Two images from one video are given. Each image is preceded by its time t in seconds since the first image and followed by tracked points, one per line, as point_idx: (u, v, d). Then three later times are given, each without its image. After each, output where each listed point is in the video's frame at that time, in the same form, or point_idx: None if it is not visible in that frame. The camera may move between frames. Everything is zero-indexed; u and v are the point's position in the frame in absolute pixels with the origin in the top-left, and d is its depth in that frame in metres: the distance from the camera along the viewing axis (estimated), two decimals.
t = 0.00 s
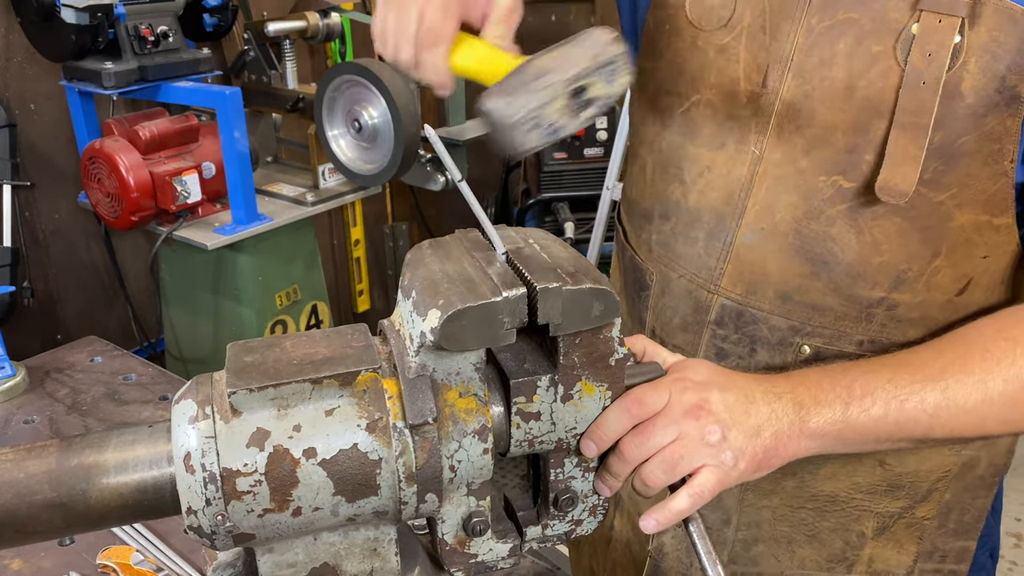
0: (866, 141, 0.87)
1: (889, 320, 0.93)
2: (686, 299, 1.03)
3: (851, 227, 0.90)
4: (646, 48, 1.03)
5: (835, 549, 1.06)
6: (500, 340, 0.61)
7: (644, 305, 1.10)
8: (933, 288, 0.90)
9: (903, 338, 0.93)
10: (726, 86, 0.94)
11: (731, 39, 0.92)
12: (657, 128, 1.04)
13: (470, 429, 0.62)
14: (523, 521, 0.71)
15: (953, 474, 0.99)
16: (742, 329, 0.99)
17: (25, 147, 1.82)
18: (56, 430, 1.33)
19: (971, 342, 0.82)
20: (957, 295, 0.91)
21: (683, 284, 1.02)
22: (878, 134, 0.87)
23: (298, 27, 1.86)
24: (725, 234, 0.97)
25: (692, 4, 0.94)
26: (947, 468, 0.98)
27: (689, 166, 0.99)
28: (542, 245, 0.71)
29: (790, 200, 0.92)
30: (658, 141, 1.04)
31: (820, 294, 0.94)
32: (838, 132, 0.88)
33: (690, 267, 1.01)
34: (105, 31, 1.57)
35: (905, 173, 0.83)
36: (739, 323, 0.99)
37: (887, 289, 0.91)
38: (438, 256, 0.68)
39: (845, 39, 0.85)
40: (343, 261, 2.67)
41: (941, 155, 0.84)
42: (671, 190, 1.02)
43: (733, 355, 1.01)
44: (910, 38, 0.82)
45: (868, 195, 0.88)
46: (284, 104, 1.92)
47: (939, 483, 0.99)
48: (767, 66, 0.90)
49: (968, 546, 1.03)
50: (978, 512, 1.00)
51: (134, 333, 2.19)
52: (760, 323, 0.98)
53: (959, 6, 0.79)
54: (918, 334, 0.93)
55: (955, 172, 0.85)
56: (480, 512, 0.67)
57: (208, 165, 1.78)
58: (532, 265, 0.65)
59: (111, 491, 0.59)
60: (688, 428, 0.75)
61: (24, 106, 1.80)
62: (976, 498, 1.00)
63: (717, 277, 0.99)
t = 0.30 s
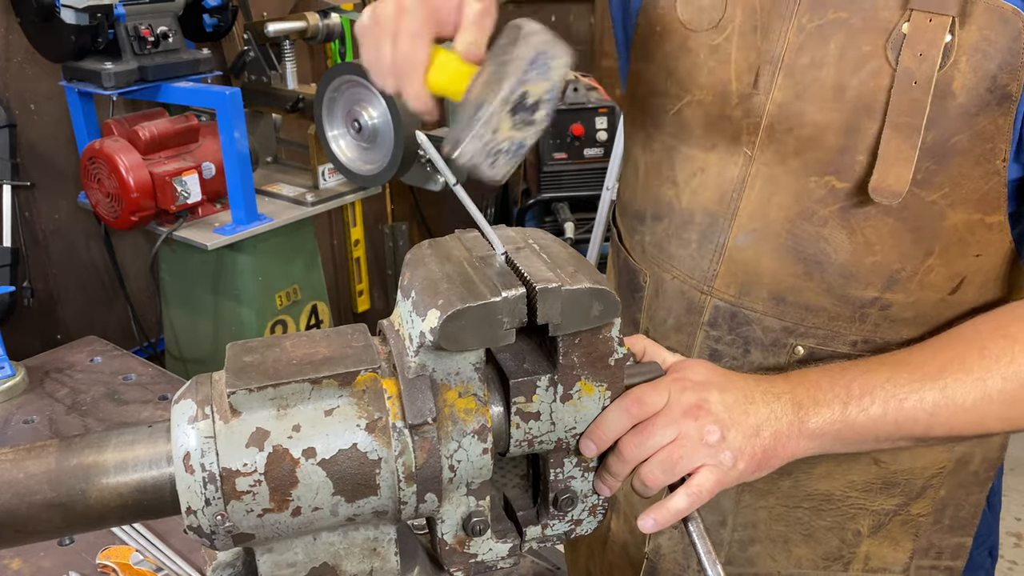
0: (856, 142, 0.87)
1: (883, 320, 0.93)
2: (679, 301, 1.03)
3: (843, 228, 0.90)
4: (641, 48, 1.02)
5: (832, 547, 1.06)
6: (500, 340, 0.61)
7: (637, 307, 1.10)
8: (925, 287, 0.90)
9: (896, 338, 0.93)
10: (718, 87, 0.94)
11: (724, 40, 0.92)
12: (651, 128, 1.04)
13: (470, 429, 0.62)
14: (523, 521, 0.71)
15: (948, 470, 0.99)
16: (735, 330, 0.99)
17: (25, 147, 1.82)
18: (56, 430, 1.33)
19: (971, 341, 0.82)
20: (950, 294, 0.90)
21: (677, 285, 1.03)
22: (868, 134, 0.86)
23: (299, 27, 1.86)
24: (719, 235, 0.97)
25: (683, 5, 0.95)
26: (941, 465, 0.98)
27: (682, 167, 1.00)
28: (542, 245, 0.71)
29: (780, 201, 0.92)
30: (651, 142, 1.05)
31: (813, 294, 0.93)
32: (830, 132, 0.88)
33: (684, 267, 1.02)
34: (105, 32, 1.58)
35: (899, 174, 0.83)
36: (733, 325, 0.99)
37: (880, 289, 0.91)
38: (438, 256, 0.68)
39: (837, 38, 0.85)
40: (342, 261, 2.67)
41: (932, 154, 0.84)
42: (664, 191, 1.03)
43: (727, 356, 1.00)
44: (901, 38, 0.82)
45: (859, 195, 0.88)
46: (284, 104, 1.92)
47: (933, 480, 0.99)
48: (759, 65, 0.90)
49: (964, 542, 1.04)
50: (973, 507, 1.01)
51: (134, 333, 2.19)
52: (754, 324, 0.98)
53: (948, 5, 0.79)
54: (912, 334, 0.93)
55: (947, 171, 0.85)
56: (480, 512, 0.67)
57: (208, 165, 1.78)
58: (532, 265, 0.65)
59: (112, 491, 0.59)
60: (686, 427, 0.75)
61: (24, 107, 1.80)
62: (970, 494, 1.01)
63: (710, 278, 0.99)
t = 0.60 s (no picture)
0: (848, 141, 0.87)
1: (877, 321, 0.93)
2: (672, 300, 1.04)
3: (835, 227, 0.90)
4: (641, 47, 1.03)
5: (828, 549, 1.06)
6: (500, 340, 0.61)
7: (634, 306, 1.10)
8: (920, 286, 0.90)
9: (892, 339, 0.93)
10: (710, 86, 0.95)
11: (720, 38, 0.93)
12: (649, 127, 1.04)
13: (470, 429, 0.62)
14: (523, 521, 0.71)
15: (945, 472, 0.99)
16: (729, 330, 0.99)
17: (25, 147, 1.83)
18: (56, 430, 1.33)
19: (974, 343, 0.82)
20: (945, 295, 0.90)
21: (671, 284, 1.03)
22: (861, 132, 0.86)
23: (299, 27, 1.87)
24: (713, 232, 0.97)
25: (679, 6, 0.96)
26: (939, 467, 0.98)
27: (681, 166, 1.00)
28: (542, 245, 0.71)
29: (773, 201, 0.92)
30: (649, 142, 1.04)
31: (806, 294, 0.94)
32: (824, 130, 0.87)
33: (678, 267, 1.02)
34: (105, 32, 1.58)
35: (890, 171, 0.82)
36: (726, 324, 0.99)
37: (874, 290, 0.91)
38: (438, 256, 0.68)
39: (829, 37, 0.84)
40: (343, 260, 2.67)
41: (926, 153, 0.84)
42: (659, 191, 1.03)
43: (720, 355, 1.01)
44: (894, 35, 0.81)
45: (852, 193, 0.88)
46: (284, 104, 1.92)
47: (930, 482, 0.99)
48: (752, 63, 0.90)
49: (962, 545, 1.04)
50: (972, 510, 1.01)
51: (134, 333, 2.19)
52: (748, 325, 0.98)
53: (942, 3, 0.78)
54: (910, 335, 0.93)
55: (939, 171, 0.84)
56: (480, 512, 0.67)
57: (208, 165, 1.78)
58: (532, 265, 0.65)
59: (111, 491, 0.59)
60: (686, 429, 0.75)
61: (24, 107, 1.80)
62: (967, 496, 1.00)
63: (703, 278, 1.00)
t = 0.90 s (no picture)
0: (887, 136, 0.86)
1: (911, 324, 0.91)
2: (699, 298, 1.04)
3: (873, 227, 0.88)
4: (670, 47, 1.05)
5: (849, 563, 1.06)
6: (500, 340, 0.61)
7: (657, 305, 1.10)
8: (956, 292, 0.88)
9: (925, 345, 0.91)
10: (744, 79, 0.95)
11: (755, 32, 0.93)
12: (677, 125, 1.04)
13: (470, 429, 0.62)
14: (523, 522, 0.71)
15: (972, 489, 0.98)
16: (758, 330, 0.98)
17: (25, 147, 1.83)
18: (56, 430, 1.33)
19: (1009, 356, 0.78)
20: (982, 300, 0.88)
21: (697, 282, 1.04)
22: (903, 128, 0.85)
23: (298, 27, 1.87)
24: (746, 230, 0.97)
25: None
26: (966, 484, 0.98)
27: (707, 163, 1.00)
28: (542, 244, 0.70)
29: (810, 197, 0.91)
30: (676, 138, 1.05)
31: (838, 295, 0.92)
32: (863, 126, 0.87)
33: (705, 265, 1.03)
34: (105, 32, 1.58)
35: (933, 170, 0.82)
36: (755, 324, 0.99)
37: (909, 292, 0.89)
38: (438, 256, 0.68)
39: (872, 32, 0.85)
40: (342, 260, 2.67)
41: (968, 152, 0.82)
42: (688, 186, 1.04)
43: (748, 356, 1.00)
44: (940, 31, 0.81)
45: (892, 192, 0.87)
46: (285, 104, 1.92)
47: (957, 498, 0.99)
48: (791, 58, 0.90)
49: (986, 565, 1.04)
50: (997, 529, 1.01)
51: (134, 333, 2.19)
52: (778, 326, 0.97)
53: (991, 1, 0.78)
54: (942, 342, 0.90)
55: (981, 171, 0.83)
56: (480, 512, 0.67)
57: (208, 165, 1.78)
58: (532, 265, 0.65)
59: (112, 491, 0.59)
60: (705, 456, 0.73)
61: (24, 107, 1.80)
62: (995, 514, 1.01)
63: (732, 277, 1.00)
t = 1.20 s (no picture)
0: (750, 113, 0.85)
1: (803, 287, 0.91)
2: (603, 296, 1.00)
3: (751, 197, 0.88)
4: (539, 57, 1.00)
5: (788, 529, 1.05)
6: (500, 340, 0.61)
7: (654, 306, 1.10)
8: (839, 249, 0.89)
9: (820, 304, 0.92)
10: (616, 81, 0.91)
11: (618, 36, 0.90)
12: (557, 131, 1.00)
13: (470, 429, 0.62)
14: (523, 522, 0.71)
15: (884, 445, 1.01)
16: (662, 314, 0.96)
17: (25, 147, 1.83)
18: (56, 430, 1.33)
19: (951, 331, 0.78)
20: (864, 256, 0.89)
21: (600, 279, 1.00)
22: (761, 103, 0.85)
23: (298, 27, 1.87)
24: (636, 221, 0.94)
25: (576, 8, 0.92)
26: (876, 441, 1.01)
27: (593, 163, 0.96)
28: (542, 245, 0.70)
29: (690, 178, 0.89)
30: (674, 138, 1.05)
31: (731, 268, 0.91)
32: (726, 105, 0.86)
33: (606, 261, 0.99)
34: (105, 31, 1.58)
35: (795, 134, 0.83)
36: (658, 309, 0.96)
37: (796, 256, 0.89)
38: (437, 257, 0.68)
39: (719, 18, 0.83)
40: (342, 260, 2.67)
41: (823, 115, 0.83)
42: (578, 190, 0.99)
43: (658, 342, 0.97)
44: (779, 9, 0.80)
45: (764, 160, 0.86)
46: (284, 104, 1.92)
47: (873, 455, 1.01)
48: (651, 55, 0.88)
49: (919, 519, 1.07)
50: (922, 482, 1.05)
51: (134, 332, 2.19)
52: (680, 306, 0.95)
53: None
54: (836, 299, 0.92)
55: (841, 132, 0.83)
56: (480, 512, 0.67)
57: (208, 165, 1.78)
58: (532, 265, 0.65)
59: (112, 491, 0.59)
60: (752, 547, 0.67)
61: (24, 107, 1.80)
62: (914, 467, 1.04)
63: (632, 267, 0.96)
